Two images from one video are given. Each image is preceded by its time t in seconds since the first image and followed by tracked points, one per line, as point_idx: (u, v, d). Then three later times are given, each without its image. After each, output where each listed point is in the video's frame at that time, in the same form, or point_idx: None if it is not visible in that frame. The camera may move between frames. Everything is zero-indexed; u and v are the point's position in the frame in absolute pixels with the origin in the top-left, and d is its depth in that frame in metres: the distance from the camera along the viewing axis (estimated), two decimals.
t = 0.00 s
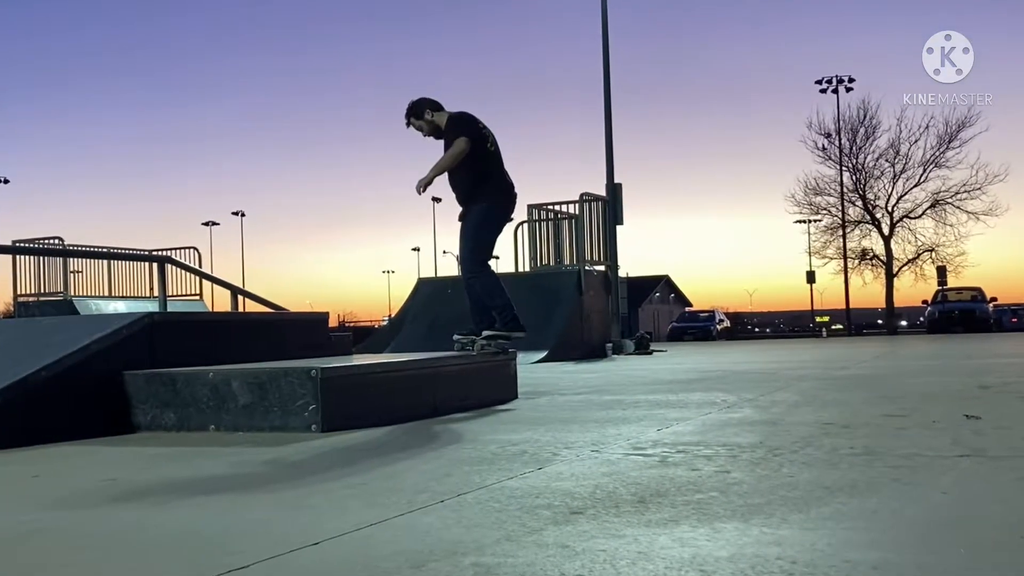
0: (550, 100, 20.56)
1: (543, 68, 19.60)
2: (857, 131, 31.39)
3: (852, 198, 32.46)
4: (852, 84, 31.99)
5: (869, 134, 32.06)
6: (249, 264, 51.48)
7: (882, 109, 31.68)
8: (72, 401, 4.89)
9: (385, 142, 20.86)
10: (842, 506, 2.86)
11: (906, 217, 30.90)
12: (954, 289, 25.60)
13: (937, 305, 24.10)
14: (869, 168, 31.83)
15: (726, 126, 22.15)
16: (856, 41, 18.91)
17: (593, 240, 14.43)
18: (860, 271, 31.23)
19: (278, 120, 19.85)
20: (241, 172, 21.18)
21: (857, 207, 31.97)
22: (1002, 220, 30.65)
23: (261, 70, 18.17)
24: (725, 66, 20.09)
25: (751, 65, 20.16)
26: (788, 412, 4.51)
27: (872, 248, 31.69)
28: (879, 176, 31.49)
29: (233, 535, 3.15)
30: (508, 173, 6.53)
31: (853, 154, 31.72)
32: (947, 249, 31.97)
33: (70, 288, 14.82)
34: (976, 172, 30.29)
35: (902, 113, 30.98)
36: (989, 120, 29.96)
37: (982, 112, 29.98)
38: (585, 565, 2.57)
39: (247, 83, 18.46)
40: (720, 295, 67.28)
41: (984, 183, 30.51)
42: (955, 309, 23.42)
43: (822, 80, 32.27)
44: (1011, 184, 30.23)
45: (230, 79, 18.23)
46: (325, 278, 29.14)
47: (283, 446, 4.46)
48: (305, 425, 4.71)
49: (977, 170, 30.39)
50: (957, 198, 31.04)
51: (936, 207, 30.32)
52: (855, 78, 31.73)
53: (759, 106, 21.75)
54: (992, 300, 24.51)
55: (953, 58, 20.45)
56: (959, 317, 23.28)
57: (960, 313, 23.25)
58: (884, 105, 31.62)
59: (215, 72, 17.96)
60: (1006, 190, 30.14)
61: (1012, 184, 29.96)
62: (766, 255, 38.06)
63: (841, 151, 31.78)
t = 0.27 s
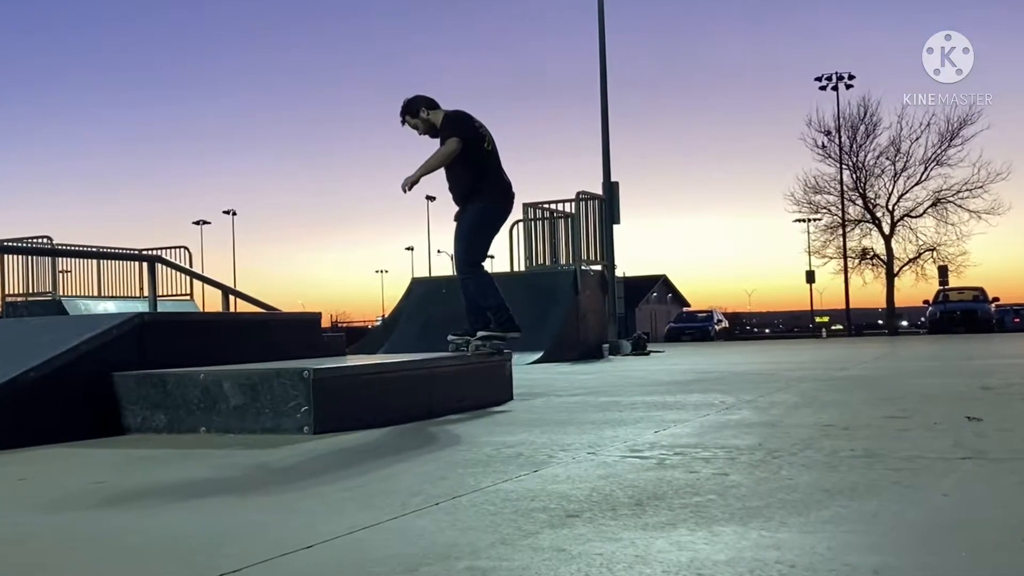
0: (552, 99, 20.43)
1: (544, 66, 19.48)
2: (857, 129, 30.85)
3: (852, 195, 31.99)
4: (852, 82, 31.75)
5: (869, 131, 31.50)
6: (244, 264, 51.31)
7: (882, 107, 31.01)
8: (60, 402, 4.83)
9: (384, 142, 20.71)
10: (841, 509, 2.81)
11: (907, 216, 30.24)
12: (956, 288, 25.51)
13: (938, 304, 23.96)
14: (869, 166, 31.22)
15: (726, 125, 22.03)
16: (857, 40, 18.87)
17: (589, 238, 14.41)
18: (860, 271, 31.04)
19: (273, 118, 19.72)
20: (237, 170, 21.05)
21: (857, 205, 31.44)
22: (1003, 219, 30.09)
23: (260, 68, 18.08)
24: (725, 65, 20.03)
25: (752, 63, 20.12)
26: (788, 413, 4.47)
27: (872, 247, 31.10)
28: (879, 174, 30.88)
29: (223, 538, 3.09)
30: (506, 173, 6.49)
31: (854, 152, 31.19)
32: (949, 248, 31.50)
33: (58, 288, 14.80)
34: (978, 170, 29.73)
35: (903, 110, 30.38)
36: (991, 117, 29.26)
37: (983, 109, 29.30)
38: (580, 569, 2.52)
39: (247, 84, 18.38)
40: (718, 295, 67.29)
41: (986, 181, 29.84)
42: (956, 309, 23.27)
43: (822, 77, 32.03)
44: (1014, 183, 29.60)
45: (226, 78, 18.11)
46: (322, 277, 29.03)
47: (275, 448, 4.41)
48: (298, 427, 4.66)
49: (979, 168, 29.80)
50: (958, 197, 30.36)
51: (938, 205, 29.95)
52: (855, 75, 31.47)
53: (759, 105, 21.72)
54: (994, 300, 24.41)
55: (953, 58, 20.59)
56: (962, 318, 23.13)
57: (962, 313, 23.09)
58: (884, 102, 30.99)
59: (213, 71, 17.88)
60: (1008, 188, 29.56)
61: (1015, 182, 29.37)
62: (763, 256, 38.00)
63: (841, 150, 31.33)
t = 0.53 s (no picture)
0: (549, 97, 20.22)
1: (545, 66, 19.35)
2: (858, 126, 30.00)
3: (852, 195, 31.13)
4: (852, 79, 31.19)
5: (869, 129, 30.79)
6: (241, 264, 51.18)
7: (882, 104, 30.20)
8: (48, 403, 4.76)
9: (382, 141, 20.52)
10: (841, 512, 2.77)
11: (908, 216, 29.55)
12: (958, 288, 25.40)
13: (940, 305, 23.74)
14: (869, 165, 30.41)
15: (727, 122, 21.96)
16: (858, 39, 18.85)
17: (586, 237, 14.41)
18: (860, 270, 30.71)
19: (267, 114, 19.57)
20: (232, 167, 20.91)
21: (857, 203, 30.59)
22: (1005, 218, 29.67)
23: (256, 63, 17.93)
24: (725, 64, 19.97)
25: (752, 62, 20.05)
26: (787, 416, 4.42)
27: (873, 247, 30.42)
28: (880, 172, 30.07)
29: (212, 543, 3.04)
30: (503, 172, 6.42)
31: (854, 150, 30.36)
32: (950, 247, 30.92)
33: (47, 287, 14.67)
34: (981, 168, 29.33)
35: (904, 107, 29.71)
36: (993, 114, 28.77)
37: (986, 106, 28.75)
38: (576, 573, 2.48)
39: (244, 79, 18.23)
40: (717, 296, 67.29)
41: (988, 180, 29.52)
42: (957, 309, 23.08)
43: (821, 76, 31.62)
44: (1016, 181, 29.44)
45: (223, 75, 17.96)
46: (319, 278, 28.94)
47: (266, 450, 4.35)
48: (290, 429, 4.61)
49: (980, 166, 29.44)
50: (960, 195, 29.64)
51: (939, 203, 29.51)
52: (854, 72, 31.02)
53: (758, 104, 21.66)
54: (996, 300, 24.36)
55: (953, 58, 20.66)
56: (963, 318, 22.92)
57: (964, 314, 22.88)
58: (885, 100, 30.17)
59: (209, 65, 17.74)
60: (1009, 186, 29.33)
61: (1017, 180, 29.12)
62: (760, 258, 37.88)
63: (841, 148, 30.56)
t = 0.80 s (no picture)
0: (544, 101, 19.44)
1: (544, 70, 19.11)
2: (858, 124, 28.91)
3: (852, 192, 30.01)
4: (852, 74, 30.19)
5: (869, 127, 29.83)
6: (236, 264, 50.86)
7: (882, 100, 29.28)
8: (35, 405, 4.70)
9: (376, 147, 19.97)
10: (841, 516, 2.73)
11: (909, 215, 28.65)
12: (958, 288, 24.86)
13: (941, 305, 23.32)
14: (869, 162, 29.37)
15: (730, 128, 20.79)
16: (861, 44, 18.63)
17: (582, 236, 14.25)
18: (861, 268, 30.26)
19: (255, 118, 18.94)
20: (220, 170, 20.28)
21: (858, 202, 29.34)
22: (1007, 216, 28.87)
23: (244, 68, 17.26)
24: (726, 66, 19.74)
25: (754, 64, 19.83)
26: (785, 417, 4.38)
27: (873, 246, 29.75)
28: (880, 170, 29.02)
29: (202, 546, 2.98)
30: (498, 169, 6.33)
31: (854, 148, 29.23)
32: (952, 246, 29.90)
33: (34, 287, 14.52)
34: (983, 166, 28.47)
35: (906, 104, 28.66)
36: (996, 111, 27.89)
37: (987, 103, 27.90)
38: None
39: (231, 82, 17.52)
40: (715, 296, 67.19)
41: (990, 177, 28.72)
42: (958, 309, 22.71)
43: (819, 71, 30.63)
44: (1018, 180, 28.76)
45: (212, 79, 17.38)
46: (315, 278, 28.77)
47: (257, 452, 4.30)
48: (281, 431, 4.56)
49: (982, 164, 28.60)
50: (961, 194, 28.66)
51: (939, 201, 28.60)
52: (854, 67, 29.96)
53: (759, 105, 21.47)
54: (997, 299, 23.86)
55: (953, 58, 20.51)
56: (964, 318, 22.56)
57: (965, 314, 22.52)
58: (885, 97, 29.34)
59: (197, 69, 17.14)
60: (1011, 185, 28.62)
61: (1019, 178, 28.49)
62: (758, 260, 37.59)
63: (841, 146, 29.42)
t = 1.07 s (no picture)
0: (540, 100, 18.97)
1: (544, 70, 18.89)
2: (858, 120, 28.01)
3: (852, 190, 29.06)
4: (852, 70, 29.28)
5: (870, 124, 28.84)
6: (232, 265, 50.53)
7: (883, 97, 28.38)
8: (22, 407, 4.64)
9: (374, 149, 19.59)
10: (841, 519, 2.69)
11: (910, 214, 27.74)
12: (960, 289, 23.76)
13: (942, 304, 22.07)
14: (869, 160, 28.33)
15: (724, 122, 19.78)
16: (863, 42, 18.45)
17: (577, 234, 14.16)
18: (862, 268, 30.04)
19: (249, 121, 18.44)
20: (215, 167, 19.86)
21: (857, 200, 28.55)
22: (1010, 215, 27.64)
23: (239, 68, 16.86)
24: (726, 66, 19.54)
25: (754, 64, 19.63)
26: (785, 420, 4.34)
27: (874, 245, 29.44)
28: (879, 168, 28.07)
29: (190, 549, 2.92)
30: (492, 149, 6.28)
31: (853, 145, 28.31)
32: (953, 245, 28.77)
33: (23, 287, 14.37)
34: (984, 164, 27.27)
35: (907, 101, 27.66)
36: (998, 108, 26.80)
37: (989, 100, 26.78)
38: None
39: (225, 80, 17.09)
40: (713, 297, 67.05)
41: (992, 176, 27.38)
42: (960, 309, 21.40)
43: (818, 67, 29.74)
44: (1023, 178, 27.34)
45: (208, 79, 17.02)
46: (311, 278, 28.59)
47: (248, 455, 4.24)
48: (273, 433, 4.51)
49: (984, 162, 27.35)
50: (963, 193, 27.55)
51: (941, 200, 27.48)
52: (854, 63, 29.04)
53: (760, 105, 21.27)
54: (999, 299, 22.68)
55: (952, 58, 20.49)
56: (966, 318, 21.25)
57: (967, 314, 21.22)
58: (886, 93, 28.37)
59: (191, 67, 16.69)
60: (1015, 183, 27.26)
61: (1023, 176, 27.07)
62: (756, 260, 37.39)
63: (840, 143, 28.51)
